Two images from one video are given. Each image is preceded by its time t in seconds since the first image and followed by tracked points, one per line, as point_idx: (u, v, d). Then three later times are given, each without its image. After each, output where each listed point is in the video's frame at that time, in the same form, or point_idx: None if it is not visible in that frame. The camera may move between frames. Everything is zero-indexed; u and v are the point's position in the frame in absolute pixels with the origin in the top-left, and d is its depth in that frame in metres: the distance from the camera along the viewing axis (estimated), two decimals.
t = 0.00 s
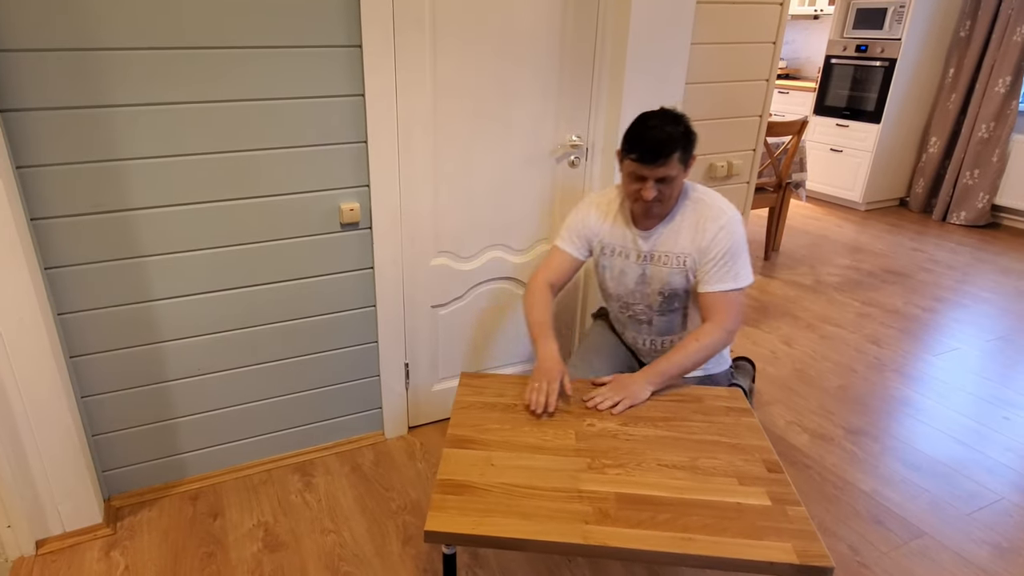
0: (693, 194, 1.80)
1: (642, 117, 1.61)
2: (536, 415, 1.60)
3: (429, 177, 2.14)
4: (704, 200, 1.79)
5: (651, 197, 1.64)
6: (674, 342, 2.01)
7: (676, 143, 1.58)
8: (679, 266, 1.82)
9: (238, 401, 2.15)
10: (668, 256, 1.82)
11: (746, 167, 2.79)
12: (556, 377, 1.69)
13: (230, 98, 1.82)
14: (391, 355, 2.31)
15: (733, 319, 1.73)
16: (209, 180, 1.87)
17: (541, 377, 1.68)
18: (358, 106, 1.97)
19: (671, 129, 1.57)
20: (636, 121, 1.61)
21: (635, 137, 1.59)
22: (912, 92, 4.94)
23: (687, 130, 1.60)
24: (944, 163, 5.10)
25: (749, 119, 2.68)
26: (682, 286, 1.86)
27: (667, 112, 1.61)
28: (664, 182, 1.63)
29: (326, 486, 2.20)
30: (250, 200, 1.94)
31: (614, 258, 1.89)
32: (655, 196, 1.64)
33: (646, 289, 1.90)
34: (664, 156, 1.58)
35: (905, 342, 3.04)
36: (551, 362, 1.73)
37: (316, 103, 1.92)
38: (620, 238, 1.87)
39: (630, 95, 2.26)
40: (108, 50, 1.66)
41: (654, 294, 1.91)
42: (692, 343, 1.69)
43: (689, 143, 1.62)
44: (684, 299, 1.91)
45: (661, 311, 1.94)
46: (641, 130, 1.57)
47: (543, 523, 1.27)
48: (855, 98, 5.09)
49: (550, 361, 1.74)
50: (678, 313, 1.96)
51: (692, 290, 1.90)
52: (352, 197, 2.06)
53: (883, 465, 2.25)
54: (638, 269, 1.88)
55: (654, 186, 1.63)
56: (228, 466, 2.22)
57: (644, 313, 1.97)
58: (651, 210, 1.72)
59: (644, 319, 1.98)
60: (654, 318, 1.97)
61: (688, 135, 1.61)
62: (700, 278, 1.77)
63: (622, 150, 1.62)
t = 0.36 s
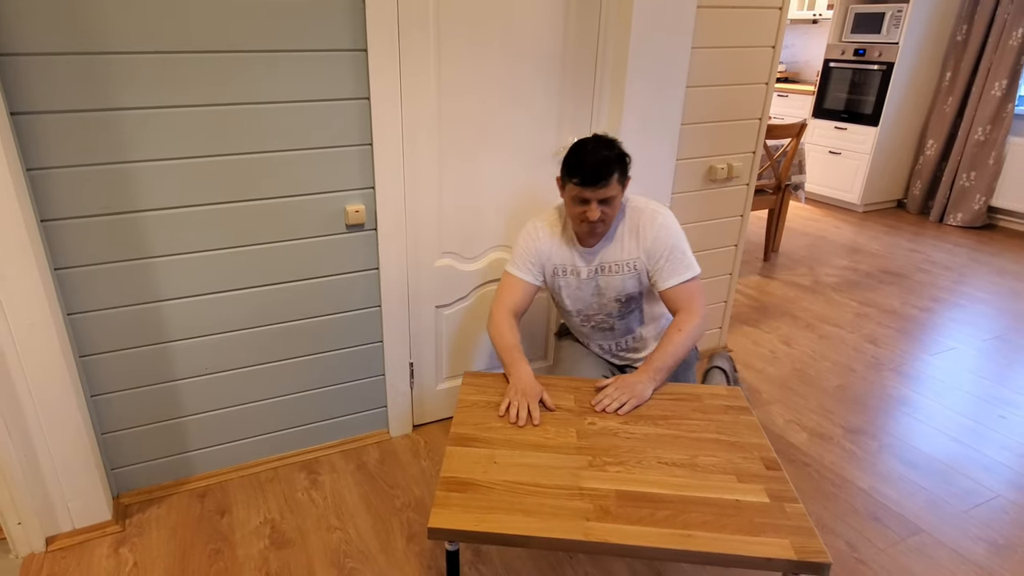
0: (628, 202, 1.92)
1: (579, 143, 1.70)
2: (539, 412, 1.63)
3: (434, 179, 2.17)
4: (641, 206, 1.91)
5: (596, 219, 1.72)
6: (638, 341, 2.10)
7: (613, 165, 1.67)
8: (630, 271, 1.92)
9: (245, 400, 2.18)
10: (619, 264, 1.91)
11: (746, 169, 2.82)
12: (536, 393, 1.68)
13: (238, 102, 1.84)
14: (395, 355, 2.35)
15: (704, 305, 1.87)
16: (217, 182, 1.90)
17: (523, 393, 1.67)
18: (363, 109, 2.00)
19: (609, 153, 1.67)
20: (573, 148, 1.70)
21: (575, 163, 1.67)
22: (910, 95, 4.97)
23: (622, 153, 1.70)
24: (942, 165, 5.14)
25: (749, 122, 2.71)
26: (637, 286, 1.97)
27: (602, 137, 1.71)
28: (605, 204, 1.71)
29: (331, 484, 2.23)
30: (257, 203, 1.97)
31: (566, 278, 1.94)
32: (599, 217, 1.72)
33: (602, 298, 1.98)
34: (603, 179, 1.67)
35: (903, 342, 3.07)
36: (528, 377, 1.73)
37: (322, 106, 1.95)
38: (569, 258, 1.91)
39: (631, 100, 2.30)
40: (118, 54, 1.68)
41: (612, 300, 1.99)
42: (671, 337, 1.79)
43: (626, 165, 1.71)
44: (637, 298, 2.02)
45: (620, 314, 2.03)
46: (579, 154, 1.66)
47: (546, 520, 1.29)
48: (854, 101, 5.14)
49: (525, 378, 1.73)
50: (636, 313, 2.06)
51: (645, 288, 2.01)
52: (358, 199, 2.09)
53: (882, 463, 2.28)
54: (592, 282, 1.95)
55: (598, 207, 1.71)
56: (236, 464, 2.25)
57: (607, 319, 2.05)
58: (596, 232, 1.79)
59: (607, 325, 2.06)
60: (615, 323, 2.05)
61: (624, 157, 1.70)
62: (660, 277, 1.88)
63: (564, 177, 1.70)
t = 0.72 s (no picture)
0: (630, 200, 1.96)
1: (586, 144, 1.72)
2: (539, 399, 1.67)
3: (438, 181, 2.19)
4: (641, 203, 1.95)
5: (606, 218, 1.75)
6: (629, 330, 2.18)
7: (622, 165, 1.70)
8: (629, 266, 1.97)
9: (251, 399, 2.21)
10: (619, 260, 1.96)
11: (745, 171, 2.85)
12: (538, 379, 1.72)
13: (245, 105, 1.87)
14: (399, 355, 2.38)
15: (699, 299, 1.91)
16: (224, 184, 1.93)
17: (526, 380, 1.71)
18: (369, 112, 2.03)
19: (618, 153, 1.70)
20: (580, 149, 1.72)
21: (584, 165, 1.69)
22: (908, 97, 5.01)
23: (630, 153, 1.73)
24: (939, 167, 5.17)
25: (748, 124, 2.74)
26: (634, 280, 2.02)
27: (608, 138, 1.73)
28: (614, 203, 1.74)
29: (337, 482, 2.26)
30: (264, 205, 2.00)
31: (567, 276, 1.97)
32: (609, 216, 1.75)
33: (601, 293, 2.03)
34: (613, 180, 1.69)
35: (901, 342, 3.10)
36: (529, 365, 1.76)
37: (327, 109, 1.97)
38: (568, 257, 1.94)
39: (633, 103, 2.34)
40: (127, 57, 1.71)
41: (610, 294, 2.04)
42: (667, 332, 1.83)
43: (632, 164, 1.75)
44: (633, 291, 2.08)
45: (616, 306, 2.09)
46: (587, 156, 1.69)
47: (536, 498, 1.33)
48: (852, 104, 5.18)
49: (525, 364, 1.77)
50: (630, 304, 2.13)
51: (640, 282, 2.07)
52: (363, 201, 2.12)
53: (880, 461, 2.31)
54: (592, 279, 1.99)
55: (608, 207, 1.74)
56: (242, 463, 2.28)
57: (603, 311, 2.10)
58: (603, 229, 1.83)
59: (605, 316, 2.12)
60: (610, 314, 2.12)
61: (631, 157, 1.73)
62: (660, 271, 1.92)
63: (573, 179, 1.72)
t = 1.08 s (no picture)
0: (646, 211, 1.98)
1: (609, 150, 1.76)
2: (546, 382, 1.71)
3: (443, 183, 2.23)
4: (657, 215, 1.98)
5: (624, 222, 1.76)
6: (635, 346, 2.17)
7: (643, 171, 1.73)
8: (641, 276, 1.99)
9: (257, 398, 2.24)
10: (632, 269, 1.97)
11: (745, 173, 2.88)
12: (541, 364, 1.76)
13: (252, 108, 1.90)
14: (404, 354, 2.41)
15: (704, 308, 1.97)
16: (231, 186, 1.96)
17: (530, 365, 1.75)
18: (374, 115, 2.06)
19: (639, 159, 1.74)
20: (601, 154, 1.76)
21: (605, 168, 1.73)
22: (904, 101, 5.04)
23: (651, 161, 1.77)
24: (937, 169, 5.20)
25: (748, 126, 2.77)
26: (645, 292, 2.03)
27: (630, 145, 1.77)
28: (633, 207, 1.77)
29: (343, 479, 2.29)
30: (271, 206, 2.03)
31: (579, 282, 1.99)
32: (627, 221, 1.77)
33: (611, 304, 2.03)
34: (634, 183, 1.72)
35: (898, 342, 3.13)
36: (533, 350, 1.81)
37: (332, 112, 2.00)
38: (583, 260, 1.96)
39: (635, 106, 2.36)
40: (136, 60, 1.74)
41: (621, 305, 2.03)
42: (671, 330, 1.89)
43: (652, 173, 1.79)
44: (643, 306, 2.08)
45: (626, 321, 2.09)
46: (608, 160, 1.72)
47: (527, 471, 1.38)
48: (850, 108, 5.21)
49: (528, 349, 1.81)
50: (640, 319, 2.12)
51: (651, 295, 2.07)
52: (368, 202, 2.15)
53: (877, 459, 2.34)
54: (604, 288, 1.99)
55: (627, 211, 1.76)
56: (249, 461, 2.32)
57: (613, 325, 2.09)
58: (619, 237, 1.84)
59: (614, 329, 2.10)
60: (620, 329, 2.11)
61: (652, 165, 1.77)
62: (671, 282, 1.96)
63: (595, 182, 1.75)
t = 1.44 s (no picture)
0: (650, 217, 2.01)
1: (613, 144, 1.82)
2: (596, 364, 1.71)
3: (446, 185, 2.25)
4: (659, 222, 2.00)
5: (626, 208, 1.77)
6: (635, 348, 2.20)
7: (645, 160, 1.78)
8: (642, 281, 2.01)
9: (263, 397, 2.27)
10: (634, 272, 2.00)
11: (745, 175, 2.91)
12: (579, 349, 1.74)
13: (257, 109, 1.93)
14: (407, 354, 2.44)
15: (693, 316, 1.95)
16: (237, 187, 1.98)
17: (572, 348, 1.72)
18: (379, 117, 2.08)
19: (640, 150, 1.79)
20: (604, 146, 1.82)
21: (607, 156, 1.79)
22: (903, 102, 5.06)
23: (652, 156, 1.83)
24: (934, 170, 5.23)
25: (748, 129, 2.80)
26: (645, 297, 2.05)
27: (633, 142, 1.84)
28: (636, 195, 1.79)
29: (348, 477, 2.32)
30: (277, 207, 2.05)
31: (583, 280, 2.02)
32: (630, 207, 1.78)
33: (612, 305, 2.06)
34: (636, 168, 1.76)
35: (895, 341, 3.15)
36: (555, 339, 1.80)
37: (337, 115, 2.03)
38: (587, 259, 1.99)
39: (637, 108, 2.39)
40: (144, 63, 1.76)
41: (622, 306, 2.06)
42: (664, 324, 1.89)
43: (654, 169, 1.83)
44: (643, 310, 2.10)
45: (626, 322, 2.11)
46: (610, 148, 1.78)
47: (533, 453, 1.41)
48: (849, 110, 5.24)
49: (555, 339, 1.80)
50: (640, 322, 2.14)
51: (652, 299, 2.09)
52: (372, 204, 2.18)
53: (875, 457, 2.37)
54: (606, 288, 2.03)
55: (629, 198, 1.78)
56: (255, 459, 2.35)
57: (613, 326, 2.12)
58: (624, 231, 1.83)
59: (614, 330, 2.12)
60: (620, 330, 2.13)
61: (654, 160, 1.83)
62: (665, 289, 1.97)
63: (597, 172, 1.80)
